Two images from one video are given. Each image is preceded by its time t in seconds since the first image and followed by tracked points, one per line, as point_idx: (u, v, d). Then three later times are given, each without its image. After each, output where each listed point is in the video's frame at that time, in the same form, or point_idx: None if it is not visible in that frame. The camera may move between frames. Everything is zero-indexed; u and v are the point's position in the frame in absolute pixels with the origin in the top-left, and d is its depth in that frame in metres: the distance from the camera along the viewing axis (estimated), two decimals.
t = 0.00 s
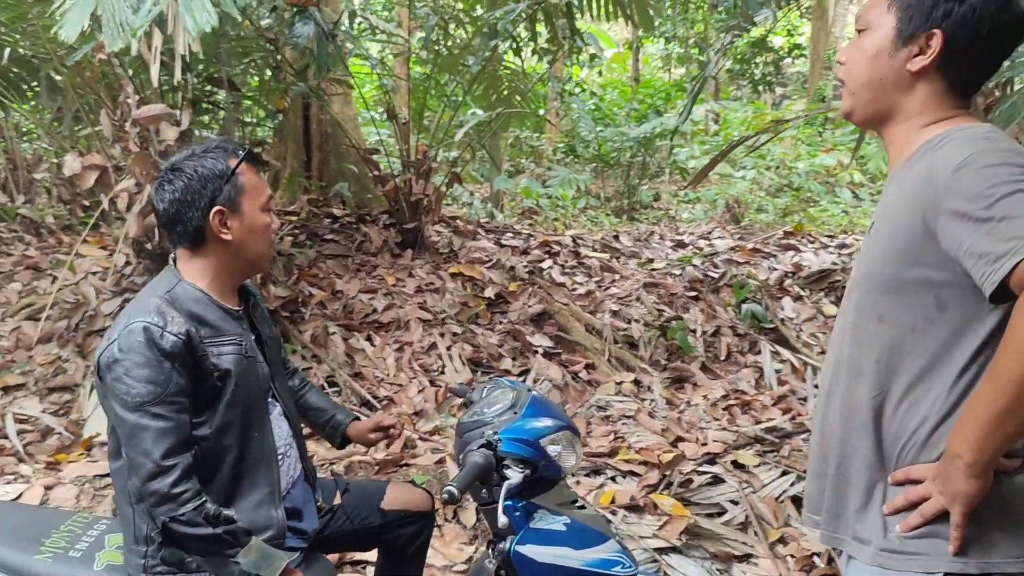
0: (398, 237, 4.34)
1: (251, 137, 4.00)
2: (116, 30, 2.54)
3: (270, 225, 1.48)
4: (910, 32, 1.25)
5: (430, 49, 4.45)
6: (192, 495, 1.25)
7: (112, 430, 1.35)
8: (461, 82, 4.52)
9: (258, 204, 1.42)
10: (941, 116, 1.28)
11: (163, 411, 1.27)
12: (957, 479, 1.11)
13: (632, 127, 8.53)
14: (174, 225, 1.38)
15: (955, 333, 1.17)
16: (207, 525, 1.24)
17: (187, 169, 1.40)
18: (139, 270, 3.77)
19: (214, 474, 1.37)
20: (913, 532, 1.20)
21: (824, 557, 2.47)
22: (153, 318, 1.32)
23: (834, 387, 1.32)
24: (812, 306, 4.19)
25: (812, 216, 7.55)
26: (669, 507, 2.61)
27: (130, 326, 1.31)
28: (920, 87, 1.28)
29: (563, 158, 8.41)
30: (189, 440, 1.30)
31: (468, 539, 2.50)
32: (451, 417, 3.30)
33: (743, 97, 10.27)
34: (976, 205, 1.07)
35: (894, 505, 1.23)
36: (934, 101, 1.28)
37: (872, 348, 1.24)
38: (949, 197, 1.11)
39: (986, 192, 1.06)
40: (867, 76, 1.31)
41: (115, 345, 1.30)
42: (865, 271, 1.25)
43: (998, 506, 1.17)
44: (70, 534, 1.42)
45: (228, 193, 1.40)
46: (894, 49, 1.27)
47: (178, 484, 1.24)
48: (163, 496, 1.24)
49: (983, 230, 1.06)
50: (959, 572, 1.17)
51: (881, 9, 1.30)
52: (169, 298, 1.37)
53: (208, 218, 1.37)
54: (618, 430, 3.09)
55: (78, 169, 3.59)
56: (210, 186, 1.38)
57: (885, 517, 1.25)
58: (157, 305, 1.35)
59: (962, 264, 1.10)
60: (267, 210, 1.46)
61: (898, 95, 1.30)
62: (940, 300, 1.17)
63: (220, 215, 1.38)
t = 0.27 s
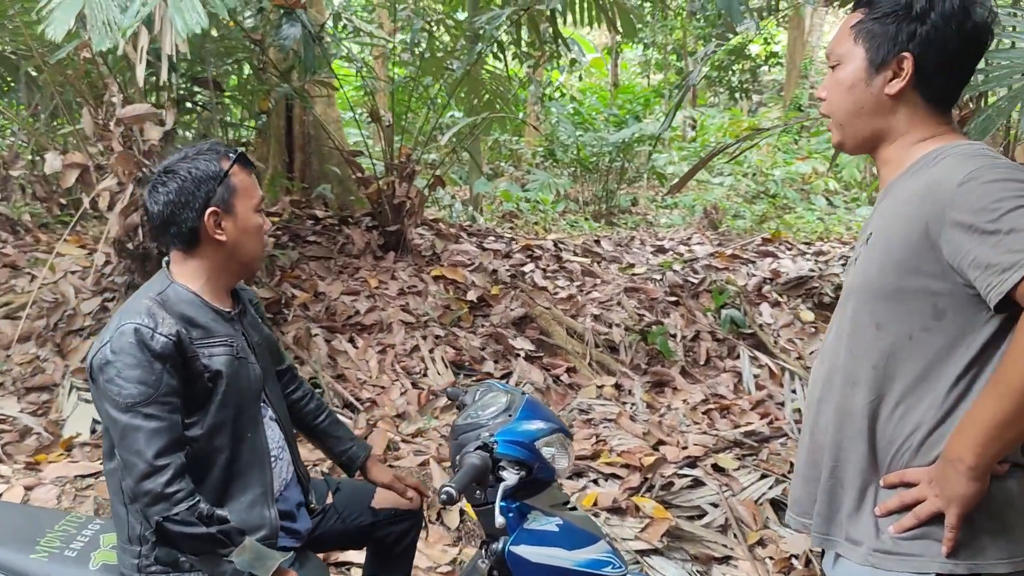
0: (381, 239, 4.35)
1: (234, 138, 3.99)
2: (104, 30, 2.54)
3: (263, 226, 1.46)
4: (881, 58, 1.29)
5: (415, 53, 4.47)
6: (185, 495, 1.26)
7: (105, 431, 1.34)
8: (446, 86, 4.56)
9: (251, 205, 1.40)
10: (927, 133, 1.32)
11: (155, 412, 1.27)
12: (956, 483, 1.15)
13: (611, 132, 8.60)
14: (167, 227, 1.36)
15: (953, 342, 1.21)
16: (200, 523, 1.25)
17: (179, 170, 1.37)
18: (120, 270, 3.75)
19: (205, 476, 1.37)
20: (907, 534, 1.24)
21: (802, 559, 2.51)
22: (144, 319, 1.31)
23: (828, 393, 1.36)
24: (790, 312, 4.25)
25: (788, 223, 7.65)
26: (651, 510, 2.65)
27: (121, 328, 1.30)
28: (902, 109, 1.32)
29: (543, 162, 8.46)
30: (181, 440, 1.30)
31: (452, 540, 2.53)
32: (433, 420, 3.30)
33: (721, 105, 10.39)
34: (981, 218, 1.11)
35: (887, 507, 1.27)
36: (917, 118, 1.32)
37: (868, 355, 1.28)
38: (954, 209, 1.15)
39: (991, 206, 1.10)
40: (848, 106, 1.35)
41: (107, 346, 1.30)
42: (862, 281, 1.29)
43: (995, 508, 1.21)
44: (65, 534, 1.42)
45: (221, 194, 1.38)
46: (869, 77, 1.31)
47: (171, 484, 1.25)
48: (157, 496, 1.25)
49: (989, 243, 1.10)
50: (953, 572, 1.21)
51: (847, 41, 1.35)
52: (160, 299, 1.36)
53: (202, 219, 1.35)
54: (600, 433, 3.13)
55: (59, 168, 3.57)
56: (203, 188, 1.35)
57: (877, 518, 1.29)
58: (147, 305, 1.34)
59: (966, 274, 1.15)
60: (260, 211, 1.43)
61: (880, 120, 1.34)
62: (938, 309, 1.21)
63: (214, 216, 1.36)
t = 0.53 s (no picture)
0: (365, 240, 4.37)
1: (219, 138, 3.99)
2: (96, 30, 2.55)
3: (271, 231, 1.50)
4: (848, 88, 1.37)
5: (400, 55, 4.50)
6: (191, 490, 1.27)
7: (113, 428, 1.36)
8: (431, 89, 4.59)
9: (261, 210, 1.43)
10: (903, 151, 1.39)
11: (163, 409, 1.29)
12: (951, 480, 1.21)
13: (589, 135, 8.67)
14: (179, 229, 1.39)
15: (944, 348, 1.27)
16: (205, 519, 1.27)
17: (194, 174, 1.41)
18: (103, 268, 3.74)
19: (209, 472, 1.39)
20: (903, 532, 1.30)
21: (781, 558, 2.57)
22: (153, 318, 1.34)
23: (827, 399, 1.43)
24: (767, 316, 4.34)
25: (764, 227, 7.76)
26: (635, 509, 2.70)
27: (131, 326, 1.33)
28: (877, 133, 1.39)
29: (521, 163, 8.51)
30: (188, 437, 1.32)
31: (440, 539, 2.57)
32: (418, 420, 3.32)
33: (697, 109, 10.52)
34: (970, 226, 1.16)
35: (884, 505, 1.33)
36: (893, 138, 1.39)
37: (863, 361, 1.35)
38: (942, 219, 1.21)
39: (979, 216, 1.16)
40: (825, 135, 1.42)
41: (116, 343, 1.32)
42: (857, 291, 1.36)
43: (983, 505, 1.27)
44: (70, 531, 1.44)
45: (232, 199, 1.41)
46: (840, 106, 1.38)
47: (177, 479, 1.27)
48: (162, 492, 1.26)
49: (976, 250, 1.15)
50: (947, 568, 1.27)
51: (814, 77, 1.42)
52: (169, 300, 1.39)
53: (213, 222, 1.38)
54: (584, 434, 3.17)
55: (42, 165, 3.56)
56: (217, 192, 1.39)
57: (875, 516, 1.36)
58: (156, 305, 1.36)
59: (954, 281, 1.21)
60: (269, 217, 1.47)
61: (856, 145, 1.41)
62: (929, 315, 1.27)
63: (225, 219, 1.39)
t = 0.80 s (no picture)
0: (351, 246, 4.41)
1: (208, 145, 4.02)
2: (94, 42, 2.58)
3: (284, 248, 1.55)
4: (830, 118, 1.44)
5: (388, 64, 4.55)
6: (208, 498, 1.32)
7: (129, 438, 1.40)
8: (417, 97, 4.65)
9: (275, 229, 1.48)
10: (876, 181, 1.46)
11: (182, 418, 1.33)
12: (935, 491, 1.28)
13: (569, 142, 8.76)
14: (196, 245, 1.44)
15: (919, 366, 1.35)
16: (222, 526, 1.31)
17: (212, 193, 1.46)
18: (90, 273, 3.75)
19: (223, 480, 1.43)
20: (894, 542, 1.37)
21: (762, 561, 2.64)
22: (173, 329, 1.38)
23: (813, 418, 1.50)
24: (747, 324, 4.44)
25: (742, 234, 7.89)
26: (621, 514, 2.76)
27: (151, 338, 1.36)
28: (853, 162, 1.46)
29: (501, 169, 8.59)
30: (204, 446, 1.36)
31: (431, 544, 2.62)
32: (406, 426, 3.36)
33: (675, 117, 10.66)
34: (930, 253, 1.24)
35: (875, 517, 1.40)
36: (869, 169, 1.46)
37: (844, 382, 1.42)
38: (906, 246, 1.29)
39: (939, 243, 1.24)
40: (806, 162, 1.49)
41: (137, 354, 1.37)
42: (837, 316, 1.43)
43: (965, 513, 1.35)
44: (84, 538, 1.48)
45: (247, 217, 1.46)
46: (822, 134, 1.45)
47: (196, 486, 1.32)
48: (183, 498, 1.31)
49: (938, 274, 1.24)
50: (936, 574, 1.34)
51: (797, 108, 1.49)
52: (187, 312, 1.43)
53: (229, 239, 1.43)
54: (570, 440, 3.24)
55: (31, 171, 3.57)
56: (233, 210, 1.44)
57: (867, 529, 1.43)
58: (175, 318, 1.40)
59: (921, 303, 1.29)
60: (282, 234, 1.52)
61: (834, 171, 1.47)
62: (901, 336, 1.35)
63: (241, 237, 1.44)
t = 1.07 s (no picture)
0: (338, 254, 4.43)
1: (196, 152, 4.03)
2: (88, 52, 2.61)
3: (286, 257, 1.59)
4: (809, 146, 1.50)
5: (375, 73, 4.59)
6: (215, 503, 1.36)
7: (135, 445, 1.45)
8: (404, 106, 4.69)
9: (276, 239, 1.53)
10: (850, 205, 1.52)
11: (189, 425, 1.37)
12: (914, 490, 1.35)
13: (551, 149, 8.81)
14: (199, 260, 1.48)
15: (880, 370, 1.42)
16: (229, 531, 1.34)
17: (209, 208, 1.50)
18: (77, 280, 3.76)
19: (228, 488, 1.48)
20: (881, 544, 1.43)
21: (745, 566, 2.71)
22: (179, 339, 1.43)
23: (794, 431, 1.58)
24: (728, 332, 4.51)
25: (722, 242, 7.99)
26: (607, 519, 2.79)
27: (158, 347, 1.42)
28: (829, 189, 1.52)
29: (484, 175, 8.63)
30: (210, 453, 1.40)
31: (422, 550, 2.66)
32: (394, 432, 3.39)
33: (655, 125, 10.77)
34: (869, 259, 1.34)
35: (862, 523, 1.45)
36: (845, 196, 1.52)
37: (816, 390, 1.52)
38: (850, 256, 1.39)
39: (875, 248, 1.34)
40: (785, 188, 1.55)
41: (145, 363, 1.41)
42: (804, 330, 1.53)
43: (941, 514, 1.42)
44: (90, 546, 1.53)
45: (248, 229, 1.50)
46: (801, 163, 1.52)
47: (203, 492, 1.35)
48: (189, 504, 1.34)
49: (878, 278, 1.33)
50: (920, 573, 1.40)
51: (777, 137, 1.56)
52: (193, 322, 1.49)
53: (231, 251, 1.47)
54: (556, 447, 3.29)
55: (18, 178, 3.57)
56: (234, 224, 1.48)
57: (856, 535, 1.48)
58: (181, 327, 1.46)
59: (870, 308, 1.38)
60: (284, 244, 1.56)
61: (813, 197, 1.54)
62: (859, 342, 1.43)
63: (240, 247, 1.48)
